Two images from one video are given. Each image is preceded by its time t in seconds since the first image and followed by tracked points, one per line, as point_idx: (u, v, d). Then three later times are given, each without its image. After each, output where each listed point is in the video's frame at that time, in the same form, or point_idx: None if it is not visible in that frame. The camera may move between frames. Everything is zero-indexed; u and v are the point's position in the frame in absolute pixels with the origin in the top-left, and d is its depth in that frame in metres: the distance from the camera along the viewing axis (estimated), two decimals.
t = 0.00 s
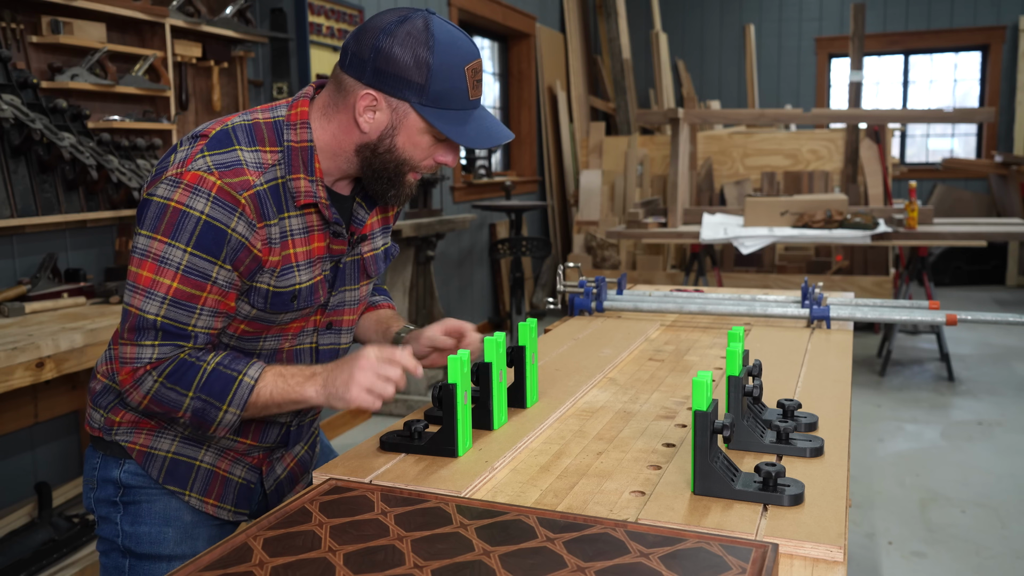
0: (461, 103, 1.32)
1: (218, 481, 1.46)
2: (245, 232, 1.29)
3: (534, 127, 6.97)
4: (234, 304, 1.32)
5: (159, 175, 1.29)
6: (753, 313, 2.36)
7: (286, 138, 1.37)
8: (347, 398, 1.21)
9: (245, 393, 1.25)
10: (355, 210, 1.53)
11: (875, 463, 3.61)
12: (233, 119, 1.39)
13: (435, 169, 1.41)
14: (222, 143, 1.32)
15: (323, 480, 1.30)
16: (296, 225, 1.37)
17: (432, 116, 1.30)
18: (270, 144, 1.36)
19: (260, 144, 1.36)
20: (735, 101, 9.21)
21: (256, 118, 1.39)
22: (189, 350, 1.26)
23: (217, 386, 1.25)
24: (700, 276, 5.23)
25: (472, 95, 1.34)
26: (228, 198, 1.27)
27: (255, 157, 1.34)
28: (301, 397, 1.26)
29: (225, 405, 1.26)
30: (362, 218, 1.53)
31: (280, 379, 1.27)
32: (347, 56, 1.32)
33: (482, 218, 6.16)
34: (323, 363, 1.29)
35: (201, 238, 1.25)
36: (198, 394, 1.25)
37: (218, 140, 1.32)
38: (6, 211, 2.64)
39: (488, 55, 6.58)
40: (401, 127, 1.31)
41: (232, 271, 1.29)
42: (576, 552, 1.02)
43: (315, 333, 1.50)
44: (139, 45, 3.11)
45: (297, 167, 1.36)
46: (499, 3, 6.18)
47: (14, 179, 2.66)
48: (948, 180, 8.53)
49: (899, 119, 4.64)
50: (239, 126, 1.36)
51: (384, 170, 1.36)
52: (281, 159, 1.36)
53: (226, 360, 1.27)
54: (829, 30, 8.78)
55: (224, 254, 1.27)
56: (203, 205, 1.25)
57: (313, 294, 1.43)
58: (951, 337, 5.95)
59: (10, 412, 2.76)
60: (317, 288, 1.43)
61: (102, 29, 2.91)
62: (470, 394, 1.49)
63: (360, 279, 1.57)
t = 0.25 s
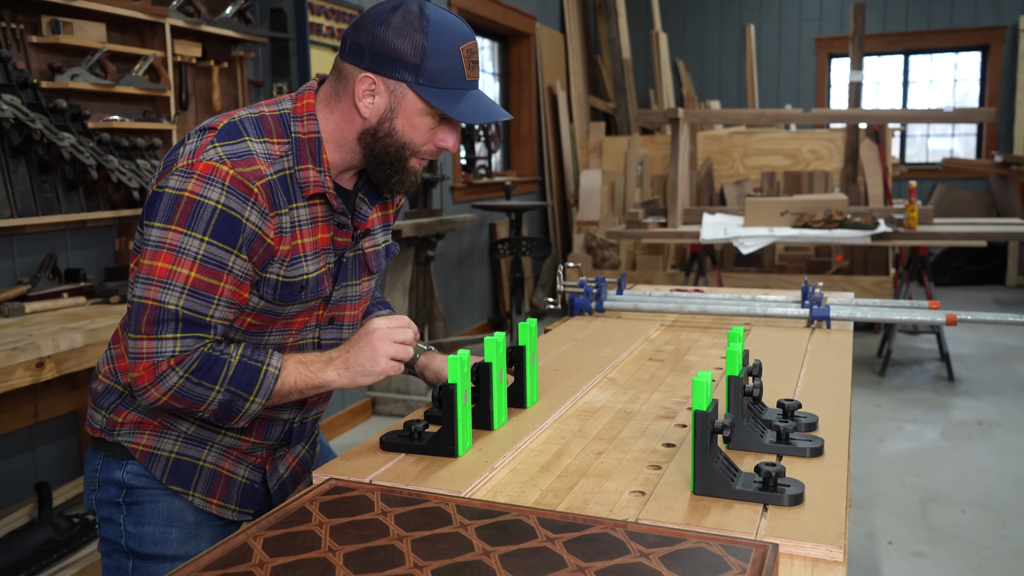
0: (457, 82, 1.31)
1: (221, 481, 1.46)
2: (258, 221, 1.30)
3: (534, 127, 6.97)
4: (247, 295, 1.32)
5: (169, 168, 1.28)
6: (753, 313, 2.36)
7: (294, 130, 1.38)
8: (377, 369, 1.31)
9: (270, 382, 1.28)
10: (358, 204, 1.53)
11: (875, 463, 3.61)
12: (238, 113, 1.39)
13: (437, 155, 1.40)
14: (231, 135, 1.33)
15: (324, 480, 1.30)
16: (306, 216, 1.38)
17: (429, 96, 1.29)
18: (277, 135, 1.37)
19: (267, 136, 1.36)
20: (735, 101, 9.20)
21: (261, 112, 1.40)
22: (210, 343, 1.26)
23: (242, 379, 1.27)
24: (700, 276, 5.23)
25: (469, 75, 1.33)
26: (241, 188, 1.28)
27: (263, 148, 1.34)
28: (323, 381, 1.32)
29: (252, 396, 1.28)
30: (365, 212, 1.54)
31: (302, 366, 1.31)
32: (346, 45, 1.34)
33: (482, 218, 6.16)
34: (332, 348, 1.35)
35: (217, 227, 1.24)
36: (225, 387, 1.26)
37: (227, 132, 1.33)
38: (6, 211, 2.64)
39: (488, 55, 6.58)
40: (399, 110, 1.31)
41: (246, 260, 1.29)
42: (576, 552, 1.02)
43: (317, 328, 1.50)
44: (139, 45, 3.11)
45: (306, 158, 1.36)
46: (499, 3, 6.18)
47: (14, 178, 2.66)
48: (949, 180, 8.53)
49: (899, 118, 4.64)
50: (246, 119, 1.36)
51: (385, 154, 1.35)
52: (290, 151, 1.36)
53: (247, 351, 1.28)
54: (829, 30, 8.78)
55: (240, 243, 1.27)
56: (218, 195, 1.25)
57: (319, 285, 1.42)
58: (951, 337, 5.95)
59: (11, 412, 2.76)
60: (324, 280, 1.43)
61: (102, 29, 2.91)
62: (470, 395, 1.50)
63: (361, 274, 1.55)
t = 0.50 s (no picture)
0: (452, 79, 1.32)
1: (219, 481, 1.46)
2: (250, 217, 1.30)
3: (534, 127, 6.97)
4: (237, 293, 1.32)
5: (163, 163, 1.29)
6: (753, 314, 2.36)
7: (289, 127, 1.38)
8: (360, 390, 1.28)
9: (250, 392, 1.27)
10: (354, 204, 1.53)
11: (875, 463, 3.62)
12: (234, 110, 1.40)
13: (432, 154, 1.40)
14: (226, 131, 1.33)
15: (324, 480, 1.30)
16: (299, 213, 1.37)
17: (424, 90, 1.29)
18: (273, 132, 1.37)
19: (263, 132, 1.36)
20: (735, 101, 9.20)
21: (258, 109, 1.40)
22: (194, 344, 1.25)
23: (223, 384, 1.26)
24: (700, 275, 5.23)
25: (464, 73, 1.33)
26: (233, 183, 1.28)
27: (259, 145, 1.35)
28: (302, 397, 1.29)
29: (229, 402, 1.27)
30: (361, 212, 1.54)
31: (284, 379, 1.30)
32: (344, 41, 1.34)
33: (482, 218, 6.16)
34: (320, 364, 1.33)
35: (207, 222, 1.24)
36: (204, 390, 1.26)
37: (222, 127, 1.33)
38: (6, 211, 2.64)
39: (488, 55, 6.58)
40: (395, 105, 1.31)
41: (237, 256, 1.29)
42: (576, 552, 1.02)
43: (312, 328, 1.49)
44: (139, 45, 3.11)
45: (300, 155, 1.36)
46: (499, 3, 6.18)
47: (14, 179, 2.66)
48: (949, 180, 8.53)
49: (899, 118, 4.64)
50: (242, 116, 1.37)
51: (379, 150, 1.34)
52: (285, 147, 1.36)
53: (232, 357, 1.28)
54: (829, 30, 8.78)
55: (230, 239, 1.27)
56: (209, 189, 1.26)
57: (313, 283, 1.42)
58: (951, 337, 5.95)
59: (11, 412, 2.76)
60: (318, 278, 1.43)
61: (102, 29, 2.91)
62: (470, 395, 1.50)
63: (357, 275, 1.55)
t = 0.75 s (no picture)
0: (437, 63, 1.31)
1: (218, 481, 1.45)
2: (242, 215, 1.30)
3: (534, 127, 6.98)
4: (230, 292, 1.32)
5: (156, 163, 1.30)
6: (753, 313, 2.36)
7: (282, 125, 1.38)
8: (328, 448, 1.20)
9: (221, 416, 1.23)
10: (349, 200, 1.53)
11: (875, 463, 3.61)
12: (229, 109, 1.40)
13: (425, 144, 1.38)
14: (218, 130, 1.33)
15: (323, 480, 1.30)
16: (292, 211, 1.37)
17: (408, 75, 1.29)
18: (266, 130, 1.38)
19: (256, 130, 1.37)
20: (735, 101, 9.20)
21: (251, 108, 1.41)
22: (180, 353, 1.25)
23: (194, 403, 1.23)
24: (700, 275, 5.23)
25: (450, 58, 1.33)
26: (225, 182, 1.28)
27: (251, 143, 1.35)
28: (276, 440, 1.24)
29: (199, 422, 1.23)
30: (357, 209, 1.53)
31: (260, 413, 1.25)
32: (331, 35, 1.35)
33: (482, 218, 6.17)
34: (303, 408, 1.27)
35: (197, 221, 1.25)
36: (177, 403, 1.23)
37: (214, 127, 1.34)
38: (6, 211, 2.64)
39: (488, 55, 6.58)
40: (382, 95, 1.31)
41: (229, 255, 1.29)
42: (576, 552, 1.02)
43: (310, 326, 1.49)
44: (139, 45, 3.12)
45: (293, 152, 1.37)
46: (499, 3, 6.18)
47: (14, 179, 2.66)
48: (949, 180, 8.53)
49: (899, 118, 4.64)
50: (235, 114, 1.37)
51: (368, 140, 1.34)
52: (278, 145, 1.37)
53: (213, 377, 1.25)
54: (829, 30, 8.78)
55: (221, 238, 1.27)
56: (200, 188, 1.26)
57: (308, 280, 1.41)
58: (951, 337, 5.95)
59: (11, 412, 2.76)
60: (313, 275, 1.42)
61: (102, 29, 2.91)
62: (470, 395, 1.50)
63: (353, 272, 1.55)
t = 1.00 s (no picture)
0: (429, 56, 1.30)
1: (211, 484, 1.45)
2: (248, 223, 1.30)
3: (534, 126, 6.98)
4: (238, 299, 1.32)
5: (160, 171, 1.28)
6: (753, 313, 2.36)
7: (284, 129, 1.38)
8: (338, 470, 1.20)
9: (231, 432, 1.23)
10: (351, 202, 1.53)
11: (875, 463, 3.61)
12: (228, 112, 1.39)
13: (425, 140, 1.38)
14: (220, 135, 1.32)
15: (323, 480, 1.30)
16: (296, 216, 1.37)
17: (400, 70, 1.29)
18: (267, 134, 1.37)
19: (258, 135, 1.36)
20: (735, 101, 9.20)
21: (251, 111, 1.39)
22: (193, 368, 1.25)
23: (205, 419, 1.23)
24: (700, 275, 5.23)
25: (442, 50, 1.32)
26: (230, 190, 1.28)
27: (253, 149, 1.34)
28: (283, 455, 1.23)
29: (208, 438, 1.23)
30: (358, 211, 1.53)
31: (270, 430, 1.24)
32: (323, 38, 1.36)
33: (482, 218, 6.17)
34: (313, 426, 1.26)
35: (205, 231, 1.24)
36: (188, 419, 1.23)
37: (216, 133, 1.32)
38: (6, 211, 2.64)
39: (488, 55, 6.58)
40: (377, 93, 1.31)
41: (236, 263, 1.29)
42: (576, 552, 1.02)
43: (311, 327, 1.49)
44: (139, 45, 3.12)
45: (296, 156, 1.36)
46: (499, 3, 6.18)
47: (14, 178, 2.66)
48: (949, 180, 8.53)
49: (899, 118, 4.64)
50: (235, 119, 1.36)
51: (366, 140, 1.33)
52: (281, 150, 1.36)
53: (224, 393, 1.25)
54: (829, 30, 8.78)
55: (228, 246, 1.27)
56: (206, 198, 1.25)
57: (312, 284, 1.42)
58: (951, 337, 5.95)
59: (11, 412, 2.76)
60: (316, 278, 1.43)
61: (102, 29, 2.91)
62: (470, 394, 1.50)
63: (355, 272, 1.56)
